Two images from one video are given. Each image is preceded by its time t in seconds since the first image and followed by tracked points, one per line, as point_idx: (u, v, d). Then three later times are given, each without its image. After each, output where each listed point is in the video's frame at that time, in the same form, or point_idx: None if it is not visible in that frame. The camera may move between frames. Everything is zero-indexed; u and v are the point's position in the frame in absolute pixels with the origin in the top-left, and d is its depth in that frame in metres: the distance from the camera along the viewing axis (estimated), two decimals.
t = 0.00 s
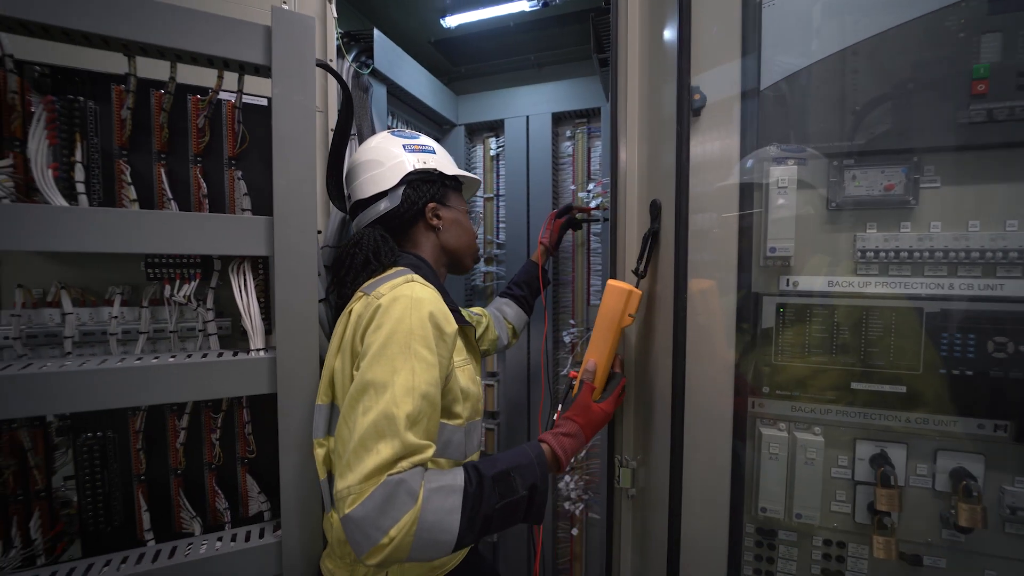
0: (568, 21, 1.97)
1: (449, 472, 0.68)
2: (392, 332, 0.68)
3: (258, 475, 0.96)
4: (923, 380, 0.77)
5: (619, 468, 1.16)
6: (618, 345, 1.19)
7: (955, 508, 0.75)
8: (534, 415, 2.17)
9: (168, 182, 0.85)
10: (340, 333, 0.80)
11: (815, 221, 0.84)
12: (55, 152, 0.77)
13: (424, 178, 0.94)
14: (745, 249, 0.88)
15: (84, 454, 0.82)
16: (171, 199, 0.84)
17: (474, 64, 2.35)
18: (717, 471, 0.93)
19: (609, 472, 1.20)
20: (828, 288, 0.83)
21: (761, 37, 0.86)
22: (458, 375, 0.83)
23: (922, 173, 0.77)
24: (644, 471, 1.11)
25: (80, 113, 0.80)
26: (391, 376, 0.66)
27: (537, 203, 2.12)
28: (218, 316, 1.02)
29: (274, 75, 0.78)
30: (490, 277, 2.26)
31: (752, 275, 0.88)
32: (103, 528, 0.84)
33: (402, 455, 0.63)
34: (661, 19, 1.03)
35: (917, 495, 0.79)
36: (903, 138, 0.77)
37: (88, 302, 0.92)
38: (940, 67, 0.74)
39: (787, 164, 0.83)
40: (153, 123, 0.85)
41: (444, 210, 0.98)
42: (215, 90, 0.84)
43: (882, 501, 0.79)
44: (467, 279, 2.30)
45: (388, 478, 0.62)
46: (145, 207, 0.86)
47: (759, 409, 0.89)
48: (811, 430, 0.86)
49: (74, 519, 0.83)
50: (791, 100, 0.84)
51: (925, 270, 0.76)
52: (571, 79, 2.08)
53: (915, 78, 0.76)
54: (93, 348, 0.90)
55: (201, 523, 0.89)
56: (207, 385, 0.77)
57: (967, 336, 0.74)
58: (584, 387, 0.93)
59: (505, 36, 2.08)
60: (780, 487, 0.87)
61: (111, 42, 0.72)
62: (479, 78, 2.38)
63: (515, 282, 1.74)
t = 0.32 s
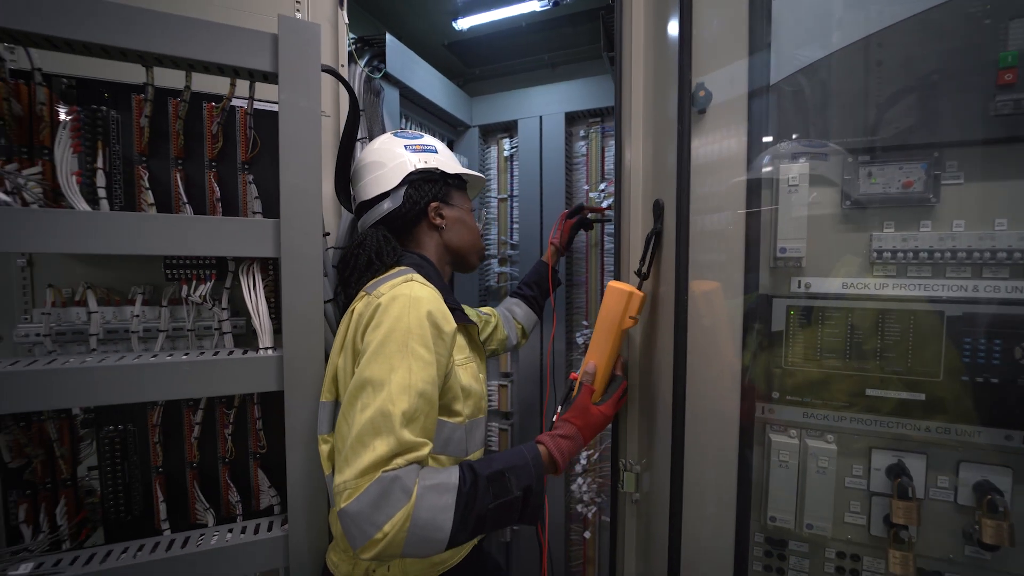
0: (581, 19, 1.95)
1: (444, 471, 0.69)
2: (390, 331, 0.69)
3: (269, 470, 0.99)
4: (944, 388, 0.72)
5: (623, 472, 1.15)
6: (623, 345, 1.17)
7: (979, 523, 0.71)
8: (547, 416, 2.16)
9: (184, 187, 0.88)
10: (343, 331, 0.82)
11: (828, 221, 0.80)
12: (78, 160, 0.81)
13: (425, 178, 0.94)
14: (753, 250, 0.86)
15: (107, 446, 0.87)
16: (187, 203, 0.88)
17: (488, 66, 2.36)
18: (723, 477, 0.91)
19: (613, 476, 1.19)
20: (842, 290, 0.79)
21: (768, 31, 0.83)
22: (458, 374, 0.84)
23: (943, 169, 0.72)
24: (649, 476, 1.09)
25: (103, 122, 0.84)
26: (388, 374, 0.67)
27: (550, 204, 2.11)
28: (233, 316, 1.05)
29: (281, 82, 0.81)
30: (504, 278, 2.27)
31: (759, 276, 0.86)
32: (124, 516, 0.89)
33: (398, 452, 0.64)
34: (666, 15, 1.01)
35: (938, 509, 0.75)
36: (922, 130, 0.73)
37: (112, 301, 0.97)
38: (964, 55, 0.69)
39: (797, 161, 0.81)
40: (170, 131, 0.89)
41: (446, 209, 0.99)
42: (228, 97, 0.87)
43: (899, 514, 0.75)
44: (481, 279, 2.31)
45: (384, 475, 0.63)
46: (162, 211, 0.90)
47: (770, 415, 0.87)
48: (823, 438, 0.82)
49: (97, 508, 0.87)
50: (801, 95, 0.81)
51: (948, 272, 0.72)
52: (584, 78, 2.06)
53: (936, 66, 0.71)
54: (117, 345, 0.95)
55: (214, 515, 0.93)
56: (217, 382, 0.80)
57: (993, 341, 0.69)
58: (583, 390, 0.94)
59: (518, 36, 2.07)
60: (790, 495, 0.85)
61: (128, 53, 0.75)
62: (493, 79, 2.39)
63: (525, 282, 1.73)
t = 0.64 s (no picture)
0: (595, 18, 1.94)
1: (444, 470, 0.70)
2: (391, 333, 0.70)
3: (282, 466, 1.02)
4: (965, 396, 0.69)
5: (628, 476, 1.14)
6: (628, 347, 1.16)
7: (1003, 539, 0.67)
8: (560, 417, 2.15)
9: (200, 191, 0.92)
10: (349, 331, 0.84)
11: (840, 220, 0.77)
12: (103, 167, 0.86)
13: (427, 178, 0.95)
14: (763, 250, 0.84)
15: (130, 439, 0.92)
16: (203, 207, 0.92)
17: (502, 67, 2.37)
18: (731, 483, 0.89)
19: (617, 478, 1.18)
20: (856, 293, 0.76)
21: (779, 25, 0.81)
22: (462, 374, 0.84)
23: (965, 165, 0.69)
24: (654, 481, 1.08)
25: (125, 130, 0.89)
26: (390, 375, 0.68)
27: (564, 204, 2.10)
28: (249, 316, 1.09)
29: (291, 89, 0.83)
30: (517, 278, 2.28)
31: (770, 276, 0.83)
32: (144, 507, 0.93)
33: (399, 451, 0.66)
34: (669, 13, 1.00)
35: (958, 522, 0.71)
36: (940, 125, 0.70)
37: (136, 300, 1.02)
38: (988, 45, 0.66)
39: (810, 160, 0.78)
40: (188, 137, 0.93)
41: (450, 208, 1.00)
42: (242, 104, 0.90)
43: (915, 526, 0.72)
44: (495, 280, 2.32)
45: (385, 473, 0.65)
46: (181, 215, 0.94)
47: (779, 421, 0.84)
48: (835, 446, 0.80)
49: (121, 497, 0.92)
50: (819, 91, 0.78)
51: (969, 274, 0.68)
52: (598, 77, 2.04)
53: (959, 58, 0.67)
54: (139, 343, 0.99)
55: (229, 508, 0.97)
56: (230, 379, 0.83)
57: (1019, 347, 0.65)
58: (583, 391, 0.96)
59: (531, 37, 2.07)
60: (801, 504, 0.82)
61: (147, 64, 0.79)
62: (507, 80, 2.40)
63: (535, 282, 1.73)
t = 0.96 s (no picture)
0: (608, 17, 1.92)
1: (449, 469, 0.70)
2: (397, 334, 0.72)
3: (295, 462, 1.05)
4: (988, 405, 0.65)
5: (634, 480, 1.15)
6: (637, 348, 1.15)
7: None
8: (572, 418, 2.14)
9: (217, 196, 0.96)
10: (358, 332, 0.86)
11: (853, 221, 0.75)
12: (126, 173, 0.90)
13: (435, 181, 0.97)
14: (772, 252, 0.82)
15: (151, 433, 0.95)
16: (220, 211, 0.95)
17: (515, 68, 2.38)
18: (739, 489, 0.88)
19: (625, 481, 1.19)
20: (872, 296, 0.74)
21: (789, 22, 0.79)
22: (467, 374, 0.86)
23: (987, 163, 0.65)
24: (660, 485, 1.07)
25: (147, 137, 0.92)
26: (396, 375, 0.69)
27: (576, 204, 2.09)
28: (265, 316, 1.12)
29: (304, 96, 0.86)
30: (530, 279, 2.28)
31: (780, 279, 0.82)
32: (165, 500, 0.98)
33: (404, 450, 0.67)
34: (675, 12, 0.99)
35: (980, 536, 0.68)
36: (967, 120, 0.65)
37: (158, 300, 1.06)
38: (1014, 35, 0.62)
39: (822, 159, 0.76)
40: (207, 143, 0.96)
41: (458, 210, 1.01)
42: (257, 111, 0.93)
43: (931, 538, 0.70)
44: (508, 280, 2.33)
45: (391, 471, 0.66)
46: (200, 218, 0.98)
47: (790, 426, 0.83)
48: (848, 453, 0.78)
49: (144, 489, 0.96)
50: (829, 87, 0.76)
51: (991, 276, 0.64)
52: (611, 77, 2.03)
53: (984, 49, 0.63)
54: (161, 341, 1.04)
55: (244, 502, 1.01)
56: (245, 378, 0.86)
57: None
58: (586, 392, 0.99)
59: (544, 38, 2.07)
60: (812, 511, 0.81)
61: (167, 74, 0.82)
62: (520, 81, 2.41)
63: (546, 283, 1.73)
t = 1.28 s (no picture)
0: (619, 15, 1.91)
1: (453, 470, 0.71)
2: (401, 336, 0.73)
3: (307, 459, 1.08)
4: (1009, 412, 0.63)
5: (641, 482, 1.12)
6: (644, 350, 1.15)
7: None
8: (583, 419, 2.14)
9: (231, 199, 0.98)
10: (364, 334, 0.88)
11: (865, 222, 0.73)
12: (145, 177, 0.93)
13: (440, 182, 0.98)
14: (780, 253, 0.81)
15: (170, 429, 0.99)
16: (234, 213, 0.98)
17: (527, 69, 2.38)
18: (748, 493, 0.87)
19: (631, 483, 1.16)
20: (885, 298, 0.72)
21: (799, 19, 0.78)
22: (472, 375, 0.86)
23: (1006, 161, 0.62)
24: (668, 487, 1.06)
25: (165, 143, 0.96)
26: (399, 377, 0.70)
27: (587, 204, 2.09)
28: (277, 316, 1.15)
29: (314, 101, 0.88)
30: (541, 279, 2.29)
31: (790, 280, 0.81)
32: (181, 494, 1.01)
33: (408, 452, 0.68)
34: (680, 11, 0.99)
35: (1000, 547, 0.66)
36: (986, 117, 0.63)
37: (176, 299, 1.10)
38: None
39: (831, 158, 0.75)
40: (222, 148, 0.99)
41: (465, 211, 1.02)
42: (270, 116, 0.95)
43: (946, 546, 0.68)
44: (520, 280, 2.33)
45: (394, 473, 0.67)
46: (215, 220, 1.01)
47: (800, 430, 0.81)
48: (860, 458, 0.76)
49: (161, 483, 1.00)
50: (834, 88, 0.75)
51: (1010, 278, 0.62)
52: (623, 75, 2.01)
53: (1000, 44, 0.61)
54: (178, 340, 1.07)
55: (256, 497, 1.03)
56: (256, 377, 0.88)
57: None
58: (589, 393, 0.99)
59: (555, 38, 2.07)
60: (822, 517, 0.79)
61: (184, 81, 0.85)
62: (532, 82, 2.41)
63: (556, 283, 1.73)
